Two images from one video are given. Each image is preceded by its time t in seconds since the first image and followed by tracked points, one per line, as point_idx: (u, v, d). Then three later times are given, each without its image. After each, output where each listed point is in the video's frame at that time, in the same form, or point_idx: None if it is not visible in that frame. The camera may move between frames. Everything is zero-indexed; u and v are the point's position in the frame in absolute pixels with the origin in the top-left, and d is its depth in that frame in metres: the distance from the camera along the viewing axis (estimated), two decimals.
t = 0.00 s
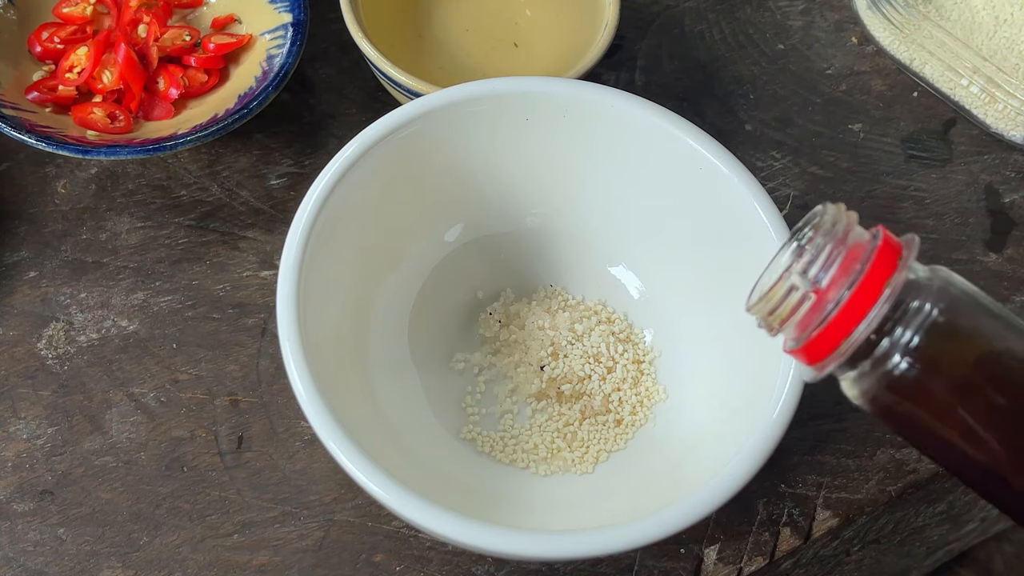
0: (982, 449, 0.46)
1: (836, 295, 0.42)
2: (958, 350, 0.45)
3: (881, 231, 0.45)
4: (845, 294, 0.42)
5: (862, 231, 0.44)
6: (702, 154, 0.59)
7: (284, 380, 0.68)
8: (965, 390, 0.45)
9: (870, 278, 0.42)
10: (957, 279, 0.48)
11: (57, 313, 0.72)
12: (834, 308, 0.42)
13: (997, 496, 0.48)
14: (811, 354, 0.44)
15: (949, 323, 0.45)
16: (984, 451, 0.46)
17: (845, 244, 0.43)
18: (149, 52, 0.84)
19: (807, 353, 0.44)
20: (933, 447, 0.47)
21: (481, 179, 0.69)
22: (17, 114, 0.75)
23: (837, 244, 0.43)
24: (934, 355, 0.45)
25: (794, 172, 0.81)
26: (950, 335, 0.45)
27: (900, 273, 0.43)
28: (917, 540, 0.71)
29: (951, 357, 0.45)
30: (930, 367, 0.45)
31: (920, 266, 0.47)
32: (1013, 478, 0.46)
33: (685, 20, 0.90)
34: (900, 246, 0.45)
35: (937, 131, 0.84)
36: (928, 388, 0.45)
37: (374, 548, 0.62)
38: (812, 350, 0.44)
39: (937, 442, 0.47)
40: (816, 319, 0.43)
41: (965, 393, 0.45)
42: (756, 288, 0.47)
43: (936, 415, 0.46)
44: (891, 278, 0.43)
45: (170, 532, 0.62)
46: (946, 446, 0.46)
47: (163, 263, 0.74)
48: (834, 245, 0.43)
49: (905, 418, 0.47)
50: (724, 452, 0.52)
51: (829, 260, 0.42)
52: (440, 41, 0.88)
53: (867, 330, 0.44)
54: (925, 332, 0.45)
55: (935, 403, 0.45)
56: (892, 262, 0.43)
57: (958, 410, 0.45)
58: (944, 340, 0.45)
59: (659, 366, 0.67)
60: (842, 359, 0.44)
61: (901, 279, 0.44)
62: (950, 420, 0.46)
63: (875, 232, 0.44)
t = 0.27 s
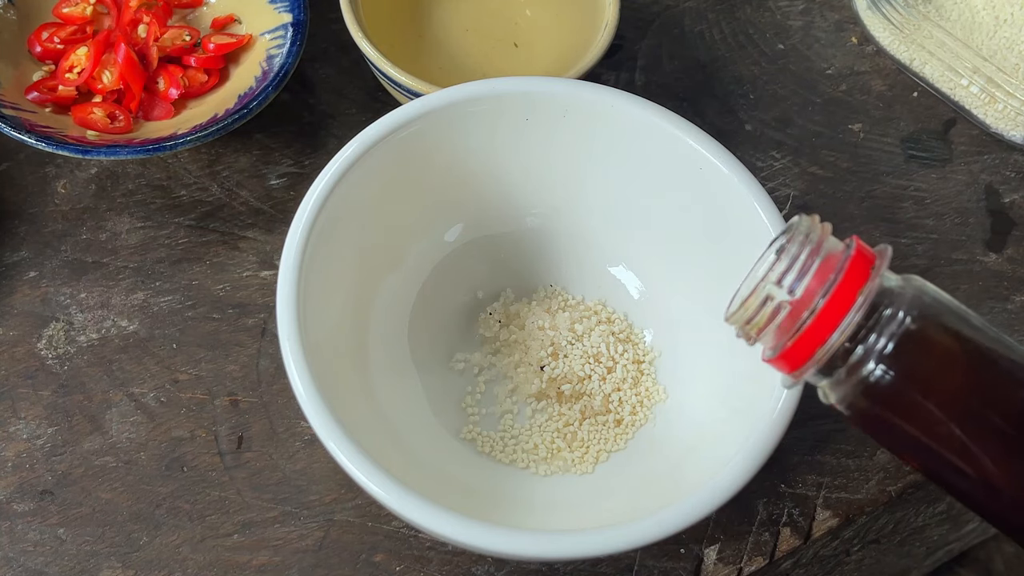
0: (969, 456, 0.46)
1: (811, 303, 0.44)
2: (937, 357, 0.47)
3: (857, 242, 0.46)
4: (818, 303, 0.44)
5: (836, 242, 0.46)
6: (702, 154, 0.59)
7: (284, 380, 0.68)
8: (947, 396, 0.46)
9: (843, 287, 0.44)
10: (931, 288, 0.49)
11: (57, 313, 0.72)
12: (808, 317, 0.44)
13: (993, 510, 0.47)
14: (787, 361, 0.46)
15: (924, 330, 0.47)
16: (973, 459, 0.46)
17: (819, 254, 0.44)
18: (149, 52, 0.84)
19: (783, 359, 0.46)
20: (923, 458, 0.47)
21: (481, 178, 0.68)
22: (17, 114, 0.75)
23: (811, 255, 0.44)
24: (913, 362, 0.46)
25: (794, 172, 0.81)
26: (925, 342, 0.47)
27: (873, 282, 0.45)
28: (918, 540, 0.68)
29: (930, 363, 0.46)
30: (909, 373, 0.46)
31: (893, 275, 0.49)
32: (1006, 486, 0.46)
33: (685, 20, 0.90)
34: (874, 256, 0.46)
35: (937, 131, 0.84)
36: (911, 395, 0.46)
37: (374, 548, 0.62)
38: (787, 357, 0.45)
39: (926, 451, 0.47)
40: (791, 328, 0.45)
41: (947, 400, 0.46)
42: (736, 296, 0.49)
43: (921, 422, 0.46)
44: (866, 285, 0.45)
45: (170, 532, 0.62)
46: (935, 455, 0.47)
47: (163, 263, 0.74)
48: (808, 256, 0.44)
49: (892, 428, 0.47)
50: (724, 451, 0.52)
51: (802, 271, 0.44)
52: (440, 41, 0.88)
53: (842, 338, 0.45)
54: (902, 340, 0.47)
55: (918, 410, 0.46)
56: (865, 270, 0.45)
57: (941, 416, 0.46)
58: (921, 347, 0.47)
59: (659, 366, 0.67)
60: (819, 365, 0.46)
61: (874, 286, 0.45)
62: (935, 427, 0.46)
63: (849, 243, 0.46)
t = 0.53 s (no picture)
0: (961, 460, 0.46)
1: (799, 308, 0.45)
2: (927, 361, 0.47)
3: (845, 247, 0.47)
4: (806, 308, 0.45)
5: (824, 247, 0.47)
6: (702, 154, 0.59)
7: (285, 380, 0.68)
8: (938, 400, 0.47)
9: (831, 292, 0.45)
10: (919, 291, 0.49)
11: (57, 313, 0.72)
12: (797, 321, 0.45)
13: (988, 515, 0.47)
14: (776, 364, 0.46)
15: (912, 334, 0.47)
16: (965, 464, 0.46)
17: (808, 260, 0.45)
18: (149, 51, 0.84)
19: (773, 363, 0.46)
20: (917, 463, 0.48)
21: (481, 178, 0.68)
22: (17, 114, 0.75)
23: (800, 260, 0.45)
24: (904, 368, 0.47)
25: (794, 172, 0.81)
26: (915, 346, 0.47)
27: (861, 287, 0.46)
28: (918, 540, 0.67)
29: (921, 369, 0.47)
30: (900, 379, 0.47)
31: (881, 279, 0.49)
32: (998, 489, 0.46)
33: (685, 20, 0.90)
34: (861, 261, 0.47)
35: (937, 131, 0.84)
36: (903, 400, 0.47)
37: (374, 548, 0.62)
38: (776, 361, 0.46)
39: (919, 456, 0.47)
40: (780, 331, 0.45)
41: (938, 404, 0.46)
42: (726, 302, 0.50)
43: (913, 428, 0.47)
44: (852, 291, 0.46)
45: (170, 532, 0.62)
46: (928, 460, 0.47)
47: (163, 263, 0.74)
48: (798, 261, 0.45)
49: (885, 433, 0.48)
50: (723, 451, 0.52)
51: (791, 276, 0.45)
52: (440, 41, 0.88)
53: (830, 341, 0.46)
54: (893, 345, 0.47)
55: (910, 415, 0.47)
56: (852, 276, 0.45)
57: (933, 420, 0.46)
58: (912, 352, 0.47)
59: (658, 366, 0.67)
60: (808, 369, 0.47)
61: (862, 291, 0.46)
62: (927, 432, 0.47)
63: (837, 248, 0.46)
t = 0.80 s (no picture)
0: (960, 462, 0.46)
1: (796, 312, 0.45)
2: (924, 364, 0.47)
3: (841, 250, 0.47)
4: (804, 311, 0.45)
5: (821, 251, 0.47)
6: (702, 154, 0.59)
7: (285, 380, 0.68)
8: (935, 402, 0.47)
9: (827, 296, 0.45)
10: (914, 295, 0.50)
11: (57, 313, 0.72)
12: (794, 325, 0.45)
13: (988, 518, 0.47)
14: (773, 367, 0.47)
15: (908, 337, 0.47)
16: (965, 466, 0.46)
17: (806, 263, 0.46)
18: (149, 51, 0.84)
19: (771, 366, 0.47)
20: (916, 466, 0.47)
21: (481, 179, 0.69)
22: (17, 114, 0.75)
23: (797, 264, 0.45)
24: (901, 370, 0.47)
25: (794, 172, 0.81)
26: (912, 348, 0.47)
27: (857, 290, 0.46)
28: (917, 540, 0.68)
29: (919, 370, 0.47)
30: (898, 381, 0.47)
31: (877, 283, 0.49)
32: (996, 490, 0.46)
33: (685, 20, 0.90)
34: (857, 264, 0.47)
35: (937, 131, 0.84)
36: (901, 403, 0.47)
37: (374, 548, 0.62)
38: (774, 364, 0.47)
39: (919, 459, 0.47)
40: (778, 335, 0.46)
41: (936, 406, 0.47)
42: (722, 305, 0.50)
43: (912, 431, 0.47)
44: (848, 295, 0.46)
45: (170, 532, 0.62)
46: (927, 463, 0.47)
47: (163, 263, 0.74)
48: (796, 264, 0.45)
49: (883, 436, 0.48)
50: (723, 451, 0.52)
51: (789, 279, 0.45)
52: (440, 41, 0.88)
53: (827, 344, 0.47)
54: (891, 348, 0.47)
55: (908, 417, 0.47)
56: (848, 279, 0.46)
57: (932, 422, 0.47)
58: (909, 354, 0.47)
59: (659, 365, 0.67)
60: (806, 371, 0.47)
61: (858, 295, 0.47)
62: (925, 434, 0.47)
63: (833, 252, 0.47)
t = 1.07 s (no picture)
0: (961, 456, 0.46)
1: (797, 304, 0.45)
2: (925, 357, 0.47)
3: (842, 245, 0.48)
4: (804, 304, 0.45)
5: (822, 244, 0.47)
6: (702, 154, 0.59)
7: (285, 380, 0.68)
8: (936, 395, 0.47)
9: (828, 289, 0.45)
10: (916, 287, 0.49)
11: (57, 313, 0.72)
12: (795, 317, 0.45)
13: (988, 512, 0.47)
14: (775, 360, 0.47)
15: (910, 330, 0.47)
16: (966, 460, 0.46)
17: (806, 256, 0.46)
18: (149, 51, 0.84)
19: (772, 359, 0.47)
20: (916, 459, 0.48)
21: (481, 179, 0.68)
22: (17, 114, 0.75)
23: (797, 258, 0.46)
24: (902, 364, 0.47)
25: (794, 172, 0.81)
26: (913, 342, 0.47)
27: (859, 283, 0.46)
28: (918, 540, 0.67)
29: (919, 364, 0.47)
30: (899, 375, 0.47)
31: (878, 275, 0.49)
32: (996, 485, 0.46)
33: (685, 20, 0.90)
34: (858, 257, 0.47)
35: (937, 131, 0.84)
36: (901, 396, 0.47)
37: (374, 548, 0.62)
38: (775, 357, 0.47)
39: (919, 453, 0.47)
40: (778, 327, 0.46)
41: (937, 400, 0.47)
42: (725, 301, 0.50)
43: (912, 424, 0.47)
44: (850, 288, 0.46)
45: (170, 532, 0.62)
46: (928, 456, 0.47)
47: (163, 263, 0.74)
48: (797, 257, 0.46)
49: (884, 429, 0.48)
50: (723, 451, 0.52)
51: (789, 273, 0.46)
52: (440, 41, 0.88)
53: (828, 337, 0.47)
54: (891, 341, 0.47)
55: (908, 411, 0.47)
56: (848, 272, 0.46)
57: (932, 416, 0.47)
58: (910, 347, 0.47)
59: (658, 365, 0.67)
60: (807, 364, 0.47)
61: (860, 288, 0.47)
62: (926, 428, 0.47)
63: (835, 246, 0.47)
